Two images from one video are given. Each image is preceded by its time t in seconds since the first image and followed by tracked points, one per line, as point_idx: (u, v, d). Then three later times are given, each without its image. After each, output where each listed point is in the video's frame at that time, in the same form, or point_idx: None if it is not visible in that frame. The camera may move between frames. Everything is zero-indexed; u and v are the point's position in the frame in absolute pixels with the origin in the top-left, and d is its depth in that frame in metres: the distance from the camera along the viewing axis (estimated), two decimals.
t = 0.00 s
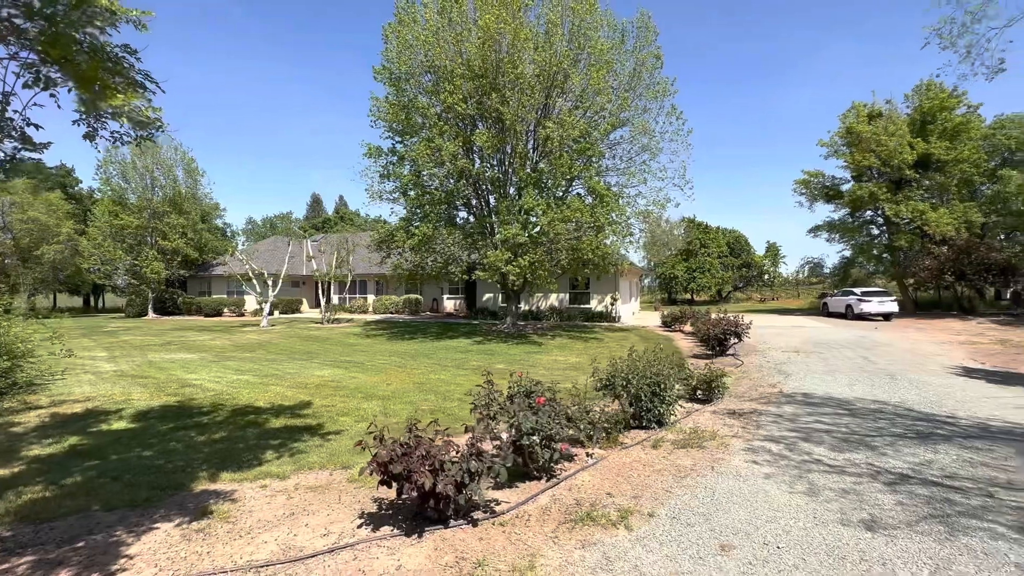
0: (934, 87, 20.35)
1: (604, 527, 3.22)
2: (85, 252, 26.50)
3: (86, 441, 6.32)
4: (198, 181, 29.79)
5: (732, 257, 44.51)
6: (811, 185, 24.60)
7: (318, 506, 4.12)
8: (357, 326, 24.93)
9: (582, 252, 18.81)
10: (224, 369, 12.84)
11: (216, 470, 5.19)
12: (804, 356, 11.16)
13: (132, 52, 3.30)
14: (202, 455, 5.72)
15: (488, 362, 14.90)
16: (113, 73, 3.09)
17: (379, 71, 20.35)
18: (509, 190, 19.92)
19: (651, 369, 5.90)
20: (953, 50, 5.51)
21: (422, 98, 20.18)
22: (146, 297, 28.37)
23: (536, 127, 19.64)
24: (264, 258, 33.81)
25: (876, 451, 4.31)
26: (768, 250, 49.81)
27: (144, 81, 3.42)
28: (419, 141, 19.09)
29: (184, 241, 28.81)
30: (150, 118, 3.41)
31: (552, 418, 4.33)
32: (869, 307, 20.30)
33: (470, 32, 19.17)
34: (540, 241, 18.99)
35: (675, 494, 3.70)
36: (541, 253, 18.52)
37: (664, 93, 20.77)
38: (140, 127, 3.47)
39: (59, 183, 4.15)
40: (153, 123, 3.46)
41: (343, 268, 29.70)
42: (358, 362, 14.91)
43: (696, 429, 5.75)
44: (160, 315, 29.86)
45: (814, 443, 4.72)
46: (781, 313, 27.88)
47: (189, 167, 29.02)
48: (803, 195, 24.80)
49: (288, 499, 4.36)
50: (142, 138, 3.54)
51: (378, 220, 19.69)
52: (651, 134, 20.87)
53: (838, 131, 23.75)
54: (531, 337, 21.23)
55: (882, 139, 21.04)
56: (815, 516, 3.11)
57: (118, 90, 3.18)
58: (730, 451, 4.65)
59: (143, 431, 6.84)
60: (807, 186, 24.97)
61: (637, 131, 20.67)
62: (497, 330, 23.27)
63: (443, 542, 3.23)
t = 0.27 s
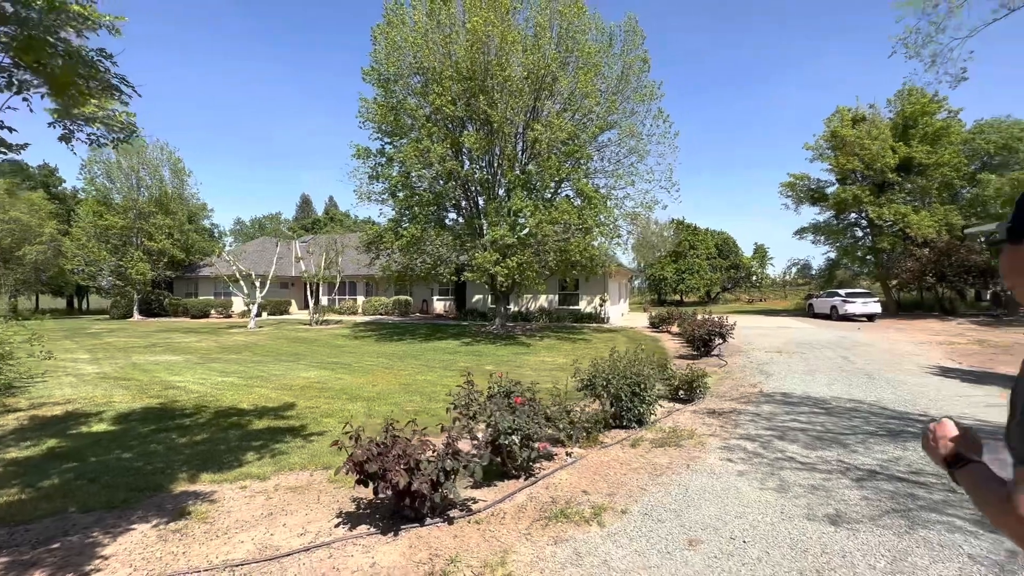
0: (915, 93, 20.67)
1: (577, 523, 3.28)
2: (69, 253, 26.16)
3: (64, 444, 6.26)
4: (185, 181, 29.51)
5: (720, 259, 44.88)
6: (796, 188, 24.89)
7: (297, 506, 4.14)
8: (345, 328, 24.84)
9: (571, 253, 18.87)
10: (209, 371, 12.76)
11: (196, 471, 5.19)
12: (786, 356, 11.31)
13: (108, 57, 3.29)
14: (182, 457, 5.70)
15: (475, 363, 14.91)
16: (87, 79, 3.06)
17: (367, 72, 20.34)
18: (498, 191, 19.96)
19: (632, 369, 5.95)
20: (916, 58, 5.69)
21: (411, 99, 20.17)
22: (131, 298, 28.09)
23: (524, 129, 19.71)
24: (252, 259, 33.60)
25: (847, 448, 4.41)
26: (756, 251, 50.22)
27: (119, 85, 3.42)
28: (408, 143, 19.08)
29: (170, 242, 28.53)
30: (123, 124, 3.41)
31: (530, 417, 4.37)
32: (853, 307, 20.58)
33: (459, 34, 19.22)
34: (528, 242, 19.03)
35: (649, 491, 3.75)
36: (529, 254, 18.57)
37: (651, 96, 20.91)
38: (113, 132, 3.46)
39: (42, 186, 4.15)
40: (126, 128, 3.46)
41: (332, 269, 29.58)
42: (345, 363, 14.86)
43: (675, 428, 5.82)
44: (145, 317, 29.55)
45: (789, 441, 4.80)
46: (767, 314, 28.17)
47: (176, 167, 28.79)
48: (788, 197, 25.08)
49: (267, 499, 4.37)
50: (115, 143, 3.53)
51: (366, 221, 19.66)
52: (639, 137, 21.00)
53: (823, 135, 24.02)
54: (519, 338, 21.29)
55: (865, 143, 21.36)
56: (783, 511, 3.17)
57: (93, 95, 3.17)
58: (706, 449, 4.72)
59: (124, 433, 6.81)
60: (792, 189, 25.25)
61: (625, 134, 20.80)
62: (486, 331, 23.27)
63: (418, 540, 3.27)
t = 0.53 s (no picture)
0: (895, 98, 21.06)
1: (551, 522, 3.31)
2: (48, 254, 25.71)
3: (39, 448, 6.18)
4: (168, 180, 29.20)
5: (706, 261, 45.29)
6: (779, 191, 25.22)
7: (274, 508, 4.13)
8: (331, 329, 24.70)
9: (557, 255, 18.95)
10: (191, 373, 12.62)
11: (173, 474, 5.15)
12: (767, 357, 11.48)
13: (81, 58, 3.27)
14: (160, 459, 5.66)
15: (461, 364, 14.92)
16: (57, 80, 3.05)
17: (354, 73, 20.28)
18: (484, 193, 19.97)
19: (611, 369, 6.00)
20: (884, 67, 5.85)
21: (398, 100, 20.14)
22: (112, 300, 27.67)
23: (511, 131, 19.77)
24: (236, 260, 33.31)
25: (818, 446, 4.50)
26: (741, 253, 50.74)
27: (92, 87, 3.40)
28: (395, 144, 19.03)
29: (153, 243, 28.14)
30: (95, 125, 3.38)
31: (509, 418, 4.40)
32: (833, 309, 20.89)
33: (446, 36, 19.24)
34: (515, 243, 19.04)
35: (624, 490, 3.80)
36: (515, 255, 18.60)
37: (636, 99, 21.08)
38: (84, 133, 3.43)
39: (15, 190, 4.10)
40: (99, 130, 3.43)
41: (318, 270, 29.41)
42: (329, 365, 14.78)
43: (654, 428, 5.89)
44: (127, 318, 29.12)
45: (763, 439, 4.89)
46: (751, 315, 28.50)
47: (158, 166, 28.55)
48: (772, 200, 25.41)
49: (244, 501, 4.36)
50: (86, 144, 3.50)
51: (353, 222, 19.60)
52: (625, 140, 21.15)
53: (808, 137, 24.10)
54: (506, 339, 21.32)
55: (846, 147, 21.72)
56: (752, 508, 3.24)
57: (64, 96, 3.14)
58: (683, 448, 4.79)
59: (101, 436, 6.72)
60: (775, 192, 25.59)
61: (611, 136, 20.94)
62: (472, 332, 23.28)
63: (393, 539, 3.28)
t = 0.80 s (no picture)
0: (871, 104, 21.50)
1: (528, 520, 3.36)
2: (21, 254, 25.10)
3: (9, 452, 6.06)
4: (146, 179, 28.71)
5: (689, 263, 45.73)
6: (760, 195, 25.58)
7: (251, 510, 4.11)
8: (313, 331, 24.49)
9: (541, 257, 19.01)
10: (169, 376, 12.43)
11: (149, 477, 5.10)
12: (746, 358, 11.66)
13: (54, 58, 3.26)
14: (135, 463, 5.59)
15: (444, 366, 14.89)
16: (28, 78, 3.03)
17: (338, 73, 20.17)
18: (469, 194, 19.96)
19: (592, 370, 6.06)
20: (851, 77, 6.04)
21: (382, 101, 20.07)
22: (87, 301, 27.09)
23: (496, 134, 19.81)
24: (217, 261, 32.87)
25: (791, 444, 4.61)
26: (723, 256, 51.31)
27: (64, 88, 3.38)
28: (378, 145, 18.95)
29: (130, 243, 27.61)
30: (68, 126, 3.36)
31: (488, 418, 4.43)
32: (812, 310, 21.26)
33: (430, 37, 19.22)
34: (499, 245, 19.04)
35: (600, 488, 3.86)
36: (499, 257, 18.62)
37: (620, 103, 21.24)
38: (57, 134, 3.40)
39: None
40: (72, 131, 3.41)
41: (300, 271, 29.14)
42: (311, 367, 14.66)
43: (633, 427, 5.96)
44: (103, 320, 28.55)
45: (738, 438, 4.99)
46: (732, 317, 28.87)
47: (136, 164, 28.11)
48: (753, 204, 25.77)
49: (222, 504, 4.34)
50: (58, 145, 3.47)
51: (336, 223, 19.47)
52: (608, 143, 21.30)
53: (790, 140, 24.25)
54: (490, 341, 21.33)
55: (823, 153, 22.16)
56: (723, 504, 3.31)
57: (36, 95, 3.12)
58: (659, 447, 4.87)
59: (74, 440, 6.61)
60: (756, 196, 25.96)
61: (595, 140, 21.08)
62: (457, 334, 23.25)
63: (371, 540, 3.30)
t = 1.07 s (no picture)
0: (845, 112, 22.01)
1: (507, 520, 3.41)
2: None
3: None
4: (117, 177, 28.10)
5: (669, 266, 46.22)
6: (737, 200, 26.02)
7: (228, 514, 4.10)
8: (292, 333, 24.22)
9: (523, 259, 19.05)
10: (143, 379, 12.19)
11: (121, 483, 5.03)
12: (723, 359, 11.86)
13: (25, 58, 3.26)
14: (107, 469, 5.50)
15: (426, 368, 14.86)
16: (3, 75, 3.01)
17: (318, 72, 20.02)
18: (451, 196, 19.93)
19: (571, 371, 6.14)
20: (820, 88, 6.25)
21: (363, 102, 19.98)
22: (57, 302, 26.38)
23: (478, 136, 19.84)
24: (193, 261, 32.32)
25: (763, 443, 4.74)
26: (703, 259, 51.94)
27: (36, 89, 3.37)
28: (360, 146, 18.83)
29: (101, 243, 26.96)
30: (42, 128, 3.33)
31: (468, 420, 4.47)
32: (787, 312, 21.67)
33: (413, 38, 19.17)
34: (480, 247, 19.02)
35: (577, 488, 3.93)
36: (481, 259, 18.63)
37: (601, 108, 21.41)
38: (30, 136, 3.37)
39: None
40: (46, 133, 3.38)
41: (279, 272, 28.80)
42: (290, 370, 14.50)
43: (611, 428, 6.05)
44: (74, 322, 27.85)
45: (713, 437, 5.10)
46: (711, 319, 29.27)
47: (107, 161, 27.66)
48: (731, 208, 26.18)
49: (197, 509, 4.31)
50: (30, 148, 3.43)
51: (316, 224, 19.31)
52: (590, 147, 21.46)
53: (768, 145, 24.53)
54: (472, 343, 21.33)
55: (798, 159, 22.65)
56: (696, 502, 3.40)
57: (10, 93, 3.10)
58: (636, 447, 4.96)
59: (43, 446, 6.47)
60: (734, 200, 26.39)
61: (576, 143, 21.23)
62: (438, 335, 23.18)
63: (350, 542, 3.32)
